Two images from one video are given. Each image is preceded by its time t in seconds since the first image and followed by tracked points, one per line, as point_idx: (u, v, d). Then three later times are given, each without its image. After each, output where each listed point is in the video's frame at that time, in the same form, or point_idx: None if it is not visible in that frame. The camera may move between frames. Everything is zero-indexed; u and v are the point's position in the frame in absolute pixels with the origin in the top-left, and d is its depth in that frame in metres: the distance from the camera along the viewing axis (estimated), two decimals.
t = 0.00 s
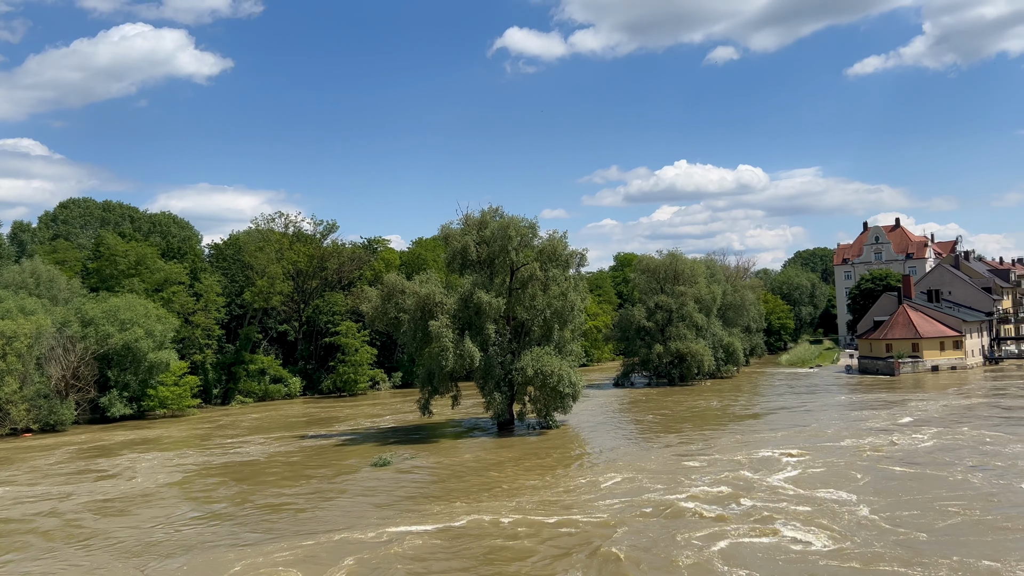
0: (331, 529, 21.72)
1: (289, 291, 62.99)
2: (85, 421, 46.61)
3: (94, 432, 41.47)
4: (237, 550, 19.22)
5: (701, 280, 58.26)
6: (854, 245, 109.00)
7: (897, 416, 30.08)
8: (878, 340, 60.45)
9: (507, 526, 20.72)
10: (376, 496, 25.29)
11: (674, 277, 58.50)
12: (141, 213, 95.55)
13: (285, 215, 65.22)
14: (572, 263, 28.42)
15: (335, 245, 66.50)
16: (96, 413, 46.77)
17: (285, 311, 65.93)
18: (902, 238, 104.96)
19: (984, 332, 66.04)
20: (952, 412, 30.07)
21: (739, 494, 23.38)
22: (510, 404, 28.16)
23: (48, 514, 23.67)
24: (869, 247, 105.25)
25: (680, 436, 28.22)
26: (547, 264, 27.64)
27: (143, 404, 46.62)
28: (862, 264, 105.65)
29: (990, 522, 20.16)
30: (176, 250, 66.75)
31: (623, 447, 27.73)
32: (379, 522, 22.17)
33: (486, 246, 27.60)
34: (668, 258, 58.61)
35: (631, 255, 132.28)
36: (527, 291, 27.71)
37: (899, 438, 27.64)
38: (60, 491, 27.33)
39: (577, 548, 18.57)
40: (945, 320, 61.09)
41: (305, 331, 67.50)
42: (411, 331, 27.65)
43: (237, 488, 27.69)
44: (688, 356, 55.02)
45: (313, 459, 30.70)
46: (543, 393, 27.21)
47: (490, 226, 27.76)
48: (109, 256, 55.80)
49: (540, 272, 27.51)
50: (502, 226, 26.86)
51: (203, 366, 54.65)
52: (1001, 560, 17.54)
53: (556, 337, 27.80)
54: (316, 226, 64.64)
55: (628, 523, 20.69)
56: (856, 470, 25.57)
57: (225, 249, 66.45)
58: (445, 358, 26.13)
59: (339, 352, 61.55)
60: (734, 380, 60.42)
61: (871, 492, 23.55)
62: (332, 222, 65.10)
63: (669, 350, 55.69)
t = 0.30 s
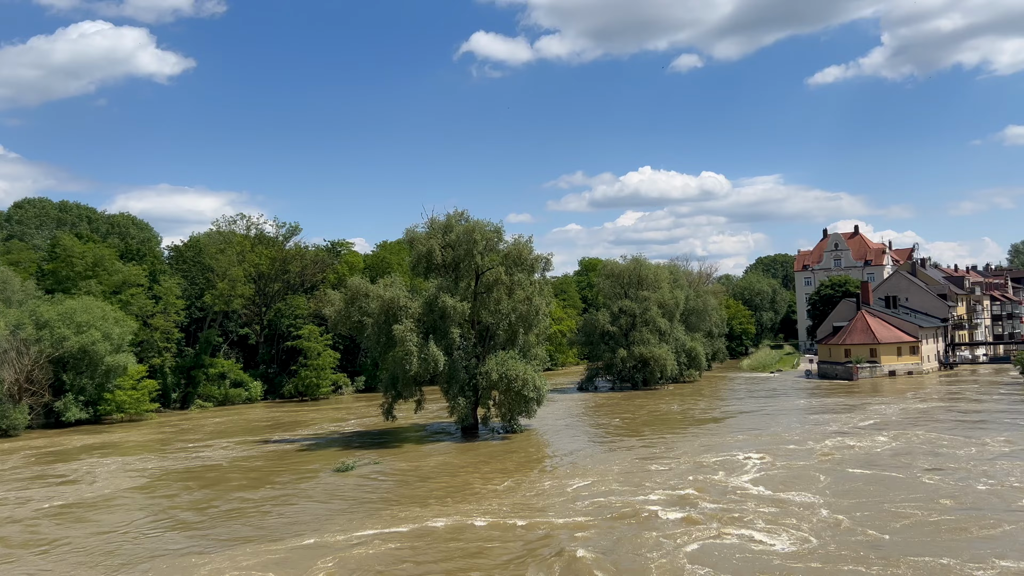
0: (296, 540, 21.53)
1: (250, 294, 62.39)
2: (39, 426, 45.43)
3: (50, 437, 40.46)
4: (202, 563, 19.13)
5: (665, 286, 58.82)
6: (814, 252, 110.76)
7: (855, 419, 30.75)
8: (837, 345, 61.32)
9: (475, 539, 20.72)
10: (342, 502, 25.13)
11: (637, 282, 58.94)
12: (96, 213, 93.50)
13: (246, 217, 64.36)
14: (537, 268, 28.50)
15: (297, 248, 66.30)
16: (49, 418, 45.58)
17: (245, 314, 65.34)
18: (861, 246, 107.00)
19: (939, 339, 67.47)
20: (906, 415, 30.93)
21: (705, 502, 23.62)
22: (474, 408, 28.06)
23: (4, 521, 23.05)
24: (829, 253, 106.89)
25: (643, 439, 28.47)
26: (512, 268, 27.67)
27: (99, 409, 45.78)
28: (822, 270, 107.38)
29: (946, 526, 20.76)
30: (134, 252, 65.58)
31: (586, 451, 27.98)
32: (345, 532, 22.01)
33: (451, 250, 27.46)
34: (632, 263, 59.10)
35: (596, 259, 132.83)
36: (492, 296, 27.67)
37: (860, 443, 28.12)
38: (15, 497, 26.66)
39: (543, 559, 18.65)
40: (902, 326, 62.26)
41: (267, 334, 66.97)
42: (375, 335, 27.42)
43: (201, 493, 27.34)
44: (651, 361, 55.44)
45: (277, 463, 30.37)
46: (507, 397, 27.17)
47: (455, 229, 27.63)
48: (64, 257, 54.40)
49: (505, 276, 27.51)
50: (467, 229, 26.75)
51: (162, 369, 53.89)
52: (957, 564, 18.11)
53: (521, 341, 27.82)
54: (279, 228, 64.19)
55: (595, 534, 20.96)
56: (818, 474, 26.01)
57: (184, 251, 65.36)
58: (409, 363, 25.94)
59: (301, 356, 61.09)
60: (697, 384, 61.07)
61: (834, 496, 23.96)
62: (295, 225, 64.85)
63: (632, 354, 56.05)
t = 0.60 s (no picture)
0: (255, 544, 21.30)
1: (203, 296, 61.74)
2: None
3: None
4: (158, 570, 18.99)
5: (621, 291, 59.24)
6: (767, 258, 112.61)
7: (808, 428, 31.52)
8: (789, 351, 62.20)
9: (435, 545, 20.74)
10: (300, 506, 24.95)
11: (595, 287, 59.37)
12: (41, 213, 90.99)
13: (199, 218, 63.43)
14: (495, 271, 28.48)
15: (252, 250, 65.50)
16: None
17: (198, 316, 64.51)
18: (813, 252, 108.90)
19: (887, 344, 68.94)
20: (853, 420, 31.97)
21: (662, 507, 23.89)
22: (431, 412, 27.83)
23: None
24: (781, 260, 108.71)
25: (600, 443, 28.80)
26: (470, 272, 27.60)
27: (44, 413, 44.92)
28: (775, 277, 109.28)
29: (898, 528, 21.27)
30: (83, 253, 64.18)
31: (543, 456, 28.26)
32: (305, 536, 21.85)
33: (409, 253, 27.27)
34: (590, 268, 59.50)
35: (554, 263, 133.30)
36: (449, 299, 27.54)
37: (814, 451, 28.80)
38: None
39: (501, 561, 18.98)
40: (852, 332, 63.52)
41: (219, 337, 66.27)
42: (330, 339, 27.14)
43: (156, 497, 26.89)
44: (608, 365, 55.82)
45: (233, 468, 29.99)
46: (464, 401, 27.03)
47: (413, 232, 27.43)
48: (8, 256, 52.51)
49: (463, 279, 27.39)
50: (425, 233, 26.60)
51: (110, 372, 52.91)
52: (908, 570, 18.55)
53: (479, 345, 27.76)
54: (233, 230, 63.56)
55: (555, 538, 21.14)
56: (774, 479, 26.53)
57: (135, 251, 64.18)
58: (365, 366, 25.68)
59: (254, 359, 60.45)
60: (653, 388, 61.75)
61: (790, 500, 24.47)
62: (250, 227, 64.42)
63: (589, 358, 56.38)
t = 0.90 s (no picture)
0: (210, 549, 20.93)
1: (155, 297, 61.13)
2: None
3: None
4: None
5: (579, 295, 59.85)
6: (722, 264, 114.47)
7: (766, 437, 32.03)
8: (744, 356, 63.13)
9: (394, 548, 20.59)
10: (257, 510, 24.61)
11: (553, 291, 59.72)
12: None
13: (152, 218, 62.97)
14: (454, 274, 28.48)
15: (205, 251, 65.61)
16: None
17: (149, 317, 63.50)
18: (767, 259, 110.64)
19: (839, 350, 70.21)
20: (802, 424, 32.88)
21: (622, 509, 24.08)
22: (388, 416, 27.65)
23: None
24: (736, 266, 110.77)
25: (556, 447, 29.11)
26: (429, 274, 27.50)
27: None
28: (730, 282, 110.75)
29: (843, 528, 21.99)
30: (29, 251, 62.68)
31: (504, 462, 28.39)
32: (261, 541, 21.52)
33: (366, 256, 27.15)
34: (549, 272, 59.77)
35: (512, 267, 133.70)
36: (408, 302, 27.35)
37: (772, 458, 29.29)
38: None
39: (456, 564, 19.23)
40: (804, 337, 64.71)
41: (171, 339, 65.38)
42: (286, 341, 26.87)
43: (110, 501, 26.28)
44: (565, 369, 56.20)
45: (187, 472, 29.51)
46: (422, 404, 26.85)
47: (371, 235, 27.29)
48: None
49: (421, 283, 27.26)
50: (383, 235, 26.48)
51: (57, 375, 52.04)
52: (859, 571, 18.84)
53: (437, 348, 27.61)
54: (186, 230, 63.29)
55: (515, 541, 21.10)
56: (732, 483, 26.88)
57: (84, 251, 62.99)
58: (320, 370, 25.46)
59: (207, 362, 60.03)
60: (610, 392, 62.24)
61: (748, 504, 24.77)
62: (204, 227, 64.29)
63: (547, 362, 56.67)
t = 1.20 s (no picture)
0: (168, 552, 20.65)
1: (111, 297, 60.61)
2: None
3: None
4: None
5: (543, 299, 60.19)
6: (683, 270, 115.12)
7: (730, 445, 32.37)
8: (704, 360, 63.83)
9: (358, 550, 20.43)
10: (218, 513, 24.32)
11: (517, 294, 59.98)
12: None
13: (110, 217, 62.60)
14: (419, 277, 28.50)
15: (164, 251, 65.16)
16: None
17: (105, 318, 62.76)
18: (728, 265, 112.24)
19: (797, 355, 71.29)
20: (760, 436, 33.70)
21: (587, 512, 24.21)
22: (349, 420, 27.54)
23: None
24: (697, 272, 111.56)
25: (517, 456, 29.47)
26: (392, 277, 27.50)
27: None
28: (692, 288, 111.77)
29: (796, 527, 22.51)
30: None
31: (468, 468, 28.38)
32: (222, 544, 21.26)
33: (329, 257, 27.09)
34: (512, 276, 60.06)
35: (475, 270, 133.72)
36: (371, 304, 27.33)
37: (735, 464, 29.69)
38: None
39: (414, 564, 19.37)
40: (765, 342, 65.46)
41: (128, 341, 64.59)
42: (245, 343, 26.69)
43: (63, 503, 25.96)
44: (528, 373, 56.48)
45: (145, 475, 29.07)
46: (384, 408, 26.69)
47: (334, 236, 27.24)
48: None
49: (385, 285, 27.21)
50: (345, 237, 26.49)
51: (9, 376, 51.08)
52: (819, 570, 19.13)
53: (399, 351, 27.57)
54: (145, 229, 62.76)
55: (478, 544, 21.05)
56: (694, 486, 27.17)
57: (39, 250, 61.79)
58: (280, 372, 25.29)
59: (164, 364, 59.71)
60: (572, 396, 62.60)
61: (712, 506, 25.02)
62: (164, 227, 63.82)
63: (510, 366, 56.88)
